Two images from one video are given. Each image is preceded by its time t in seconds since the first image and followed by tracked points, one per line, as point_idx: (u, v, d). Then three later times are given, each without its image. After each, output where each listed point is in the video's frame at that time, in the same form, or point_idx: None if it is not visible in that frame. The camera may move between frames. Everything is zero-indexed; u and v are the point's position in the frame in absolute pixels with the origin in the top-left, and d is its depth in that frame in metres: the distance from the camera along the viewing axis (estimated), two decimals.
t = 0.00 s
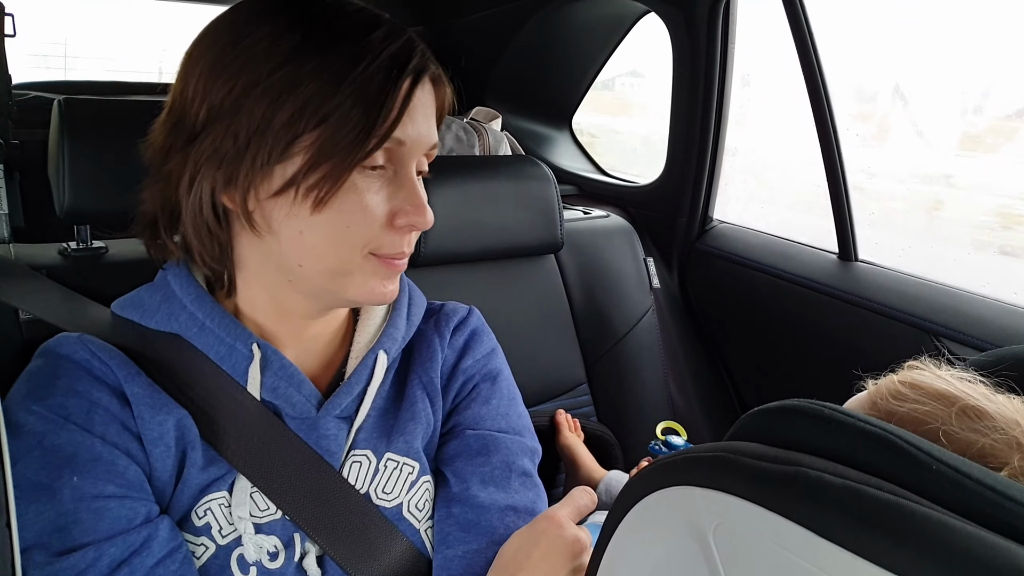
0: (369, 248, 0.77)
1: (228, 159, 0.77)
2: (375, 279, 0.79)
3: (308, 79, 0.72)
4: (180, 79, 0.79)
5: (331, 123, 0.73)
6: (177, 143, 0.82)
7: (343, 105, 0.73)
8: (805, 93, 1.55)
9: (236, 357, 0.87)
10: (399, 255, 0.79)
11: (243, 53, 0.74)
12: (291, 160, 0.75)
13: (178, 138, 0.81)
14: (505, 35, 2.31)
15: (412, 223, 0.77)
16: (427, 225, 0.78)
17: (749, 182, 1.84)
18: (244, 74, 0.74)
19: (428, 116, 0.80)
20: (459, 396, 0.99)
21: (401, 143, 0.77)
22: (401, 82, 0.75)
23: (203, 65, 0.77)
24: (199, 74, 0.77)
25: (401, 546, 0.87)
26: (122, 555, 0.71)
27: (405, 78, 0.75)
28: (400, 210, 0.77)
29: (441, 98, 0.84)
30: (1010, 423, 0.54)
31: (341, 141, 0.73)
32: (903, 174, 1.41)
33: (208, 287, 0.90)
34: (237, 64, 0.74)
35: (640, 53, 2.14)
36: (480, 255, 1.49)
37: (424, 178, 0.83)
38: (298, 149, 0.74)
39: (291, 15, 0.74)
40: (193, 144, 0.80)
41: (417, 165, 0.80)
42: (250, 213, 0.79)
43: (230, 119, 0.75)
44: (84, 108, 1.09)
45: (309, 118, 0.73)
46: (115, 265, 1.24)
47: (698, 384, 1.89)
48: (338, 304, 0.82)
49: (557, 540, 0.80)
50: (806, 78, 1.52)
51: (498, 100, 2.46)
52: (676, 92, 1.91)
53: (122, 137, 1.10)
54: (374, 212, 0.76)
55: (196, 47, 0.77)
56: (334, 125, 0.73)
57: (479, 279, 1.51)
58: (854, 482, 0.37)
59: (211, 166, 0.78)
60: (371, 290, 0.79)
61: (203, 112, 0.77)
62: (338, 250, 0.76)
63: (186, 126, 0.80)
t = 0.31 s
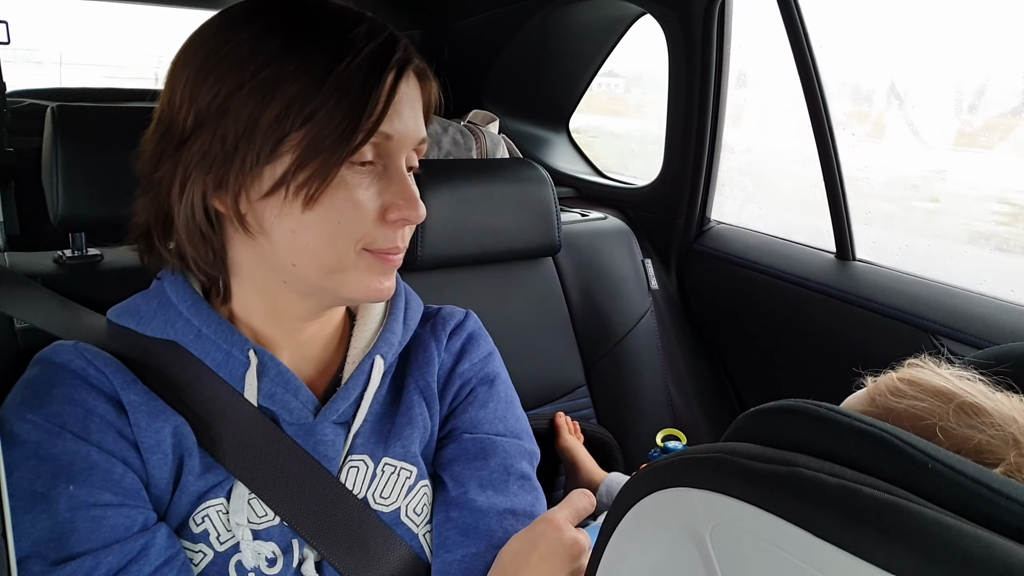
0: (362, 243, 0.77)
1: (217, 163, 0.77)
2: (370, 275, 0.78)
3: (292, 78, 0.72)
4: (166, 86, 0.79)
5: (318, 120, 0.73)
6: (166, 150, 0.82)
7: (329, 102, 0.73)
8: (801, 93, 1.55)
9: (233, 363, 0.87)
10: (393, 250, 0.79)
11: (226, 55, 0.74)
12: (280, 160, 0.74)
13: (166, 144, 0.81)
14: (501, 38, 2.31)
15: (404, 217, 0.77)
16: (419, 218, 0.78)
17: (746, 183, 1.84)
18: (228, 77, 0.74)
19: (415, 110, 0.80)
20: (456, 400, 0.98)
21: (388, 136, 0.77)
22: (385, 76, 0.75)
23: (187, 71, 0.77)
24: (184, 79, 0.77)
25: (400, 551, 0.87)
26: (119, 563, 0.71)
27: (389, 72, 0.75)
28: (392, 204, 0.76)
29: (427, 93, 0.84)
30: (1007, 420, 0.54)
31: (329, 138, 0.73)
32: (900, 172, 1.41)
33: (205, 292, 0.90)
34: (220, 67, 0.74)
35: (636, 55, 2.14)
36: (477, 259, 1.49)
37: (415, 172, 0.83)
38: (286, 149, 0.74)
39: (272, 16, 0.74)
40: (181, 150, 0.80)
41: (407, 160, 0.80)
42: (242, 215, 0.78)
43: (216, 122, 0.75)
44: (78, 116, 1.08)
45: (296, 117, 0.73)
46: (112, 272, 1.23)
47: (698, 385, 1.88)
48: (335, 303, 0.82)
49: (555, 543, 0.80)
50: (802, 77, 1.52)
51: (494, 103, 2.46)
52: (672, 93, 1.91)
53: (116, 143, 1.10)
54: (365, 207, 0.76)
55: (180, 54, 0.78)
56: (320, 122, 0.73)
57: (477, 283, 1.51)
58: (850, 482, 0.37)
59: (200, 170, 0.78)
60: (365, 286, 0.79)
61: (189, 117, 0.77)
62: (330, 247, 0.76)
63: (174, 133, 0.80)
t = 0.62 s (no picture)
0: (354, 238, 0.77)
1: (208, 161, 0.77)
2: (362, 270, 0.78)
3: (277, 73, 0.72)
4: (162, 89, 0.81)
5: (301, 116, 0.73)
6: (163, 151, 0.83)
7: (311, 98, 0.72)
8: (806, 96, 1.55)
9: (238, 362, 0.87)
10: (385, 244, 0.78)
11: (214, 55, 0.75)
12: (268, 156, 0.75)
13: (163, 145, 0.83)
14: (507, 39, 2.31)
15: (394, 211, 0.77)
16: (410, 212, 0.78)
17: (750, 186, 1.84)
18: (216, 76, 0.74)
19: (407, 106, 0.79)
20: (459, 401, 0.99)
21: (377, 132, 0.77)
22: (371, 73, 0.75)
23: (181, 73, 0.78)
24: (176, 81, 0.78)
25: (402, 551, 0.88)
26: (124, 561, 0.71)
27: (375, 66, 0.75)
28: (381, 198, 0.76)
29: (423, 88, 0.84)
30: (1011, 430, 0.54)
31: (314, 133, 0.73)
32: (904, 177, 1.41)
33: (211, 292, 0.90)
34: (210, 67, 0.75)
35: (641, 57, 2.15)
36: (481, 260, 1.49)
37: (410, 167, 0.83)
38: (274, 144, 0.74)
39: (258, 15, 0.75)
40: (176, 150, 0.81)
41: (399, 154, 0.80)
42: (235, 212, 0.79)
43: (205, 121, 0.76)
44: (85, 116, 1.09)
45: (280, 113, 0.73)
46: (117, 270, 1.24)
47: (700, 388, 1.89)
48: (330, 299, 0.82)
49: (558, 546, 0.81)
50: (807, 81, 1.52)
51: (499, 103, 2.47)
52: (677, 96, 1.92)
53: (123, 143, 1.11)
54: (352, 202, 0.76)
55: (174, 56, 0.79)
56: (304, 119, 0.73)
57: (480, 284, 1.51)
58: (853, 488, 0.37)
59: (192, 169, 0.79)
60: (358, 281, 0.78)
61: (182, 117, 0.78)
62: (321, 242, 0.76)
63: (170, 135, 0.81)
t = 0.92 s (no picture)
0: (214, 219, 0.73)
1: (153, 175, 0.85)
2: (226, 251, 0.73)
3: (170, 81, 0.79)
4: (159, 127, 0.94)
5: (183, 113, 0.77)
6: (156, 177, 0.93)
7: (188, 92, 0.77)
8: (803, 99, 1.55)
9: (231, 363, 0.87)
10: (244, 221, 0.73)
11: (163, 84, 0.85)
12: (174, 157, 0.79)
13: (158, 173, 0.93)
14: (505, 41, 2.31)
15: (245, 184, 0.72)
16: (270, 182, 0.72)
17: (747, 189, 1.84)
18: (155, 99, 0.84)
19: (272, 77, 0.76)
20: (454, 402, 0.98)
21: (230, 107, 0.75)
22: (215, 56, 0.77)
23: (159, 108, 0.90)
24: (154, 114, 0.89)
25: (397, 553, 0.87)
26: (117, 562, 0.70)
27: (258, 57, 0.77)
28: (235, 172, 0.72)
29: (314, 61, 0.80)
30: (1003, 435, 0.54)
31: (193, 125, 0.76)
32: (900, 180, 1.41)
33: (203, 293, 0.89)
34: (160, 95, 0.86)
35: (639, 60, 2.15)
36: (477, 261, 1.49)
37: (302, 144, 0.77)
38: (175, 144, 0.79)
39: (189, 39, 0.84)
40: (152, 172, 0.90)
41: (281, 132, 0.76)
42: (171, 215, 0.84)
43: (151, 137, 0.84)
44: (81, 114, 1.08)
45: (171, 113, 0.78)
46: (111, 269, 1.24)
47: (696, 391, 1.88)
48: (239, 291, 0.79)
49: (553, 546, 0.80)
50: (804, 84, 1.52)
51: (496, 106, 2.47)
52: (674, 98, 1.92)
53: (119, 142, 1.10)
54: (212, 180, 0.73)
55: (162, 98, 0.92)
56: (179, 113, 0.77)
57: (476, 285, 1.51)
58: (849, 488, 0.37)
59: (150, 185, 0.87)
60: (225, 264, 0.74)
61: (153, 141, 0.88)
62: (193, 228, 0.75)
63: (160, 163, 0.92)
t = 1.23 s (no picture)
0: (172, 224, 0.74)
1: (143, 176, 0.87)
2: (185, 256, 0.74)
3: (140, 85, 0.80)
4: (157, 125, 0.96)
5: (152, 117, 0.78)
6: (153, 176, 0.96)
7: (153, 97, 0.77)
8: (803, 103, 1.55)
9: (225, 362, 0.87)
10: (196, 227, 0.72)
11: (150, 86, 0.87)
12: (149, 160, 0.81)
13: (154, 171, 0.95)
14: (504, 40, 2.31)
15: (192, 189, 0.72)
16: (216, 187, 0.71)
17: (746, 191, 1.84)
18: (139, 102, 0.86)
19: (219, 77, 0.75)
20: (450, 403, 0.98)
21: (183, 110, 0.75)
22: (171, 58, 0.77)
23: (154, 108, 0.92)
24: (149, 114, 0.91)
25: (391, 553, 0.87)
26: (108, 560, 0.70)
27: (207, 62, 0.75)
28: (183, 177, 0.72)
29: (266, 57, 0.77)
30: (1003, 439, 0.53)
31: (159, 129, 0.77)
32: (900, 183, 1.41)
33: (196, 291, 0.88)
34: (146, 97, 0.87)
35: (638, 61, 2.15)
36: (475, 261, 1.49)
37: (256, 145, 0.76)
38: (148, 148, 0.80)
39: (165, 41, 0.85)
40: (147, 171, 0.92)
41: (234, 133, 0.75)
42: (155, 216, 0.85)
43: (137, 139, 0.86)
44: (77, 112, 1.08)
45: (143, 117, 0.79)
46: (107, 267, 1.23)
47: (693, 393, 1.88)
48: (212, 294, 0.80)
49: (550, 547, 0.80)
50: (804, 87, 1.52)
51: (495, 106, 2.46)
52: (673, 100, 1.92)
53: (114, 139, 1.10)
54: (167, 186, 0.73)
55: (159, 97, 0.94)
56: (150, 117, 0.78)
57: (474, 285, 1.50)
58: (846, 493, 0.37)
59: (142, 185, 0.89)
60: (185, 269, 0.74)
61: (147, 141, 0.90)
62: (158, 233, 0.76)
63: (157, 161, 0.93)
